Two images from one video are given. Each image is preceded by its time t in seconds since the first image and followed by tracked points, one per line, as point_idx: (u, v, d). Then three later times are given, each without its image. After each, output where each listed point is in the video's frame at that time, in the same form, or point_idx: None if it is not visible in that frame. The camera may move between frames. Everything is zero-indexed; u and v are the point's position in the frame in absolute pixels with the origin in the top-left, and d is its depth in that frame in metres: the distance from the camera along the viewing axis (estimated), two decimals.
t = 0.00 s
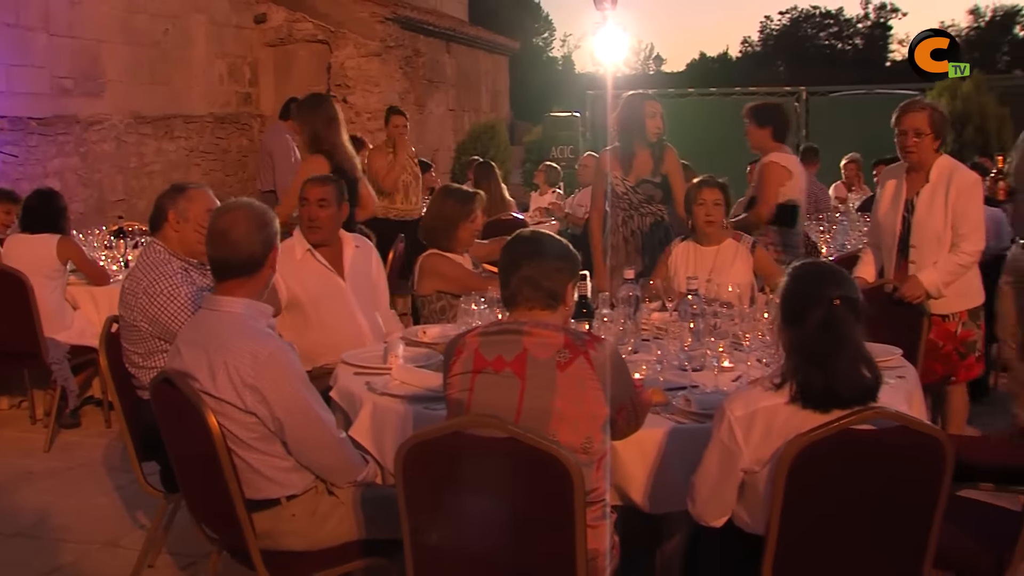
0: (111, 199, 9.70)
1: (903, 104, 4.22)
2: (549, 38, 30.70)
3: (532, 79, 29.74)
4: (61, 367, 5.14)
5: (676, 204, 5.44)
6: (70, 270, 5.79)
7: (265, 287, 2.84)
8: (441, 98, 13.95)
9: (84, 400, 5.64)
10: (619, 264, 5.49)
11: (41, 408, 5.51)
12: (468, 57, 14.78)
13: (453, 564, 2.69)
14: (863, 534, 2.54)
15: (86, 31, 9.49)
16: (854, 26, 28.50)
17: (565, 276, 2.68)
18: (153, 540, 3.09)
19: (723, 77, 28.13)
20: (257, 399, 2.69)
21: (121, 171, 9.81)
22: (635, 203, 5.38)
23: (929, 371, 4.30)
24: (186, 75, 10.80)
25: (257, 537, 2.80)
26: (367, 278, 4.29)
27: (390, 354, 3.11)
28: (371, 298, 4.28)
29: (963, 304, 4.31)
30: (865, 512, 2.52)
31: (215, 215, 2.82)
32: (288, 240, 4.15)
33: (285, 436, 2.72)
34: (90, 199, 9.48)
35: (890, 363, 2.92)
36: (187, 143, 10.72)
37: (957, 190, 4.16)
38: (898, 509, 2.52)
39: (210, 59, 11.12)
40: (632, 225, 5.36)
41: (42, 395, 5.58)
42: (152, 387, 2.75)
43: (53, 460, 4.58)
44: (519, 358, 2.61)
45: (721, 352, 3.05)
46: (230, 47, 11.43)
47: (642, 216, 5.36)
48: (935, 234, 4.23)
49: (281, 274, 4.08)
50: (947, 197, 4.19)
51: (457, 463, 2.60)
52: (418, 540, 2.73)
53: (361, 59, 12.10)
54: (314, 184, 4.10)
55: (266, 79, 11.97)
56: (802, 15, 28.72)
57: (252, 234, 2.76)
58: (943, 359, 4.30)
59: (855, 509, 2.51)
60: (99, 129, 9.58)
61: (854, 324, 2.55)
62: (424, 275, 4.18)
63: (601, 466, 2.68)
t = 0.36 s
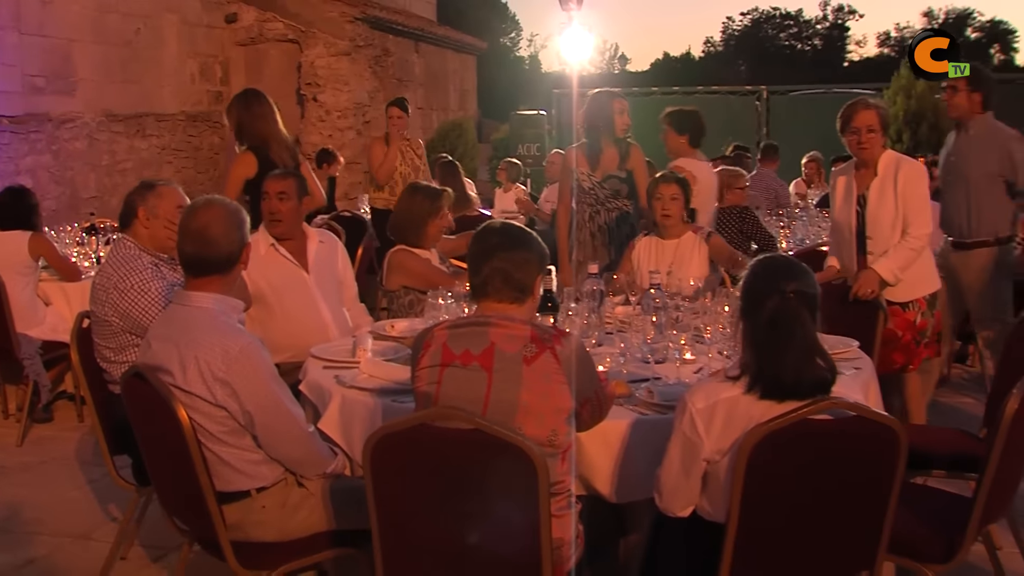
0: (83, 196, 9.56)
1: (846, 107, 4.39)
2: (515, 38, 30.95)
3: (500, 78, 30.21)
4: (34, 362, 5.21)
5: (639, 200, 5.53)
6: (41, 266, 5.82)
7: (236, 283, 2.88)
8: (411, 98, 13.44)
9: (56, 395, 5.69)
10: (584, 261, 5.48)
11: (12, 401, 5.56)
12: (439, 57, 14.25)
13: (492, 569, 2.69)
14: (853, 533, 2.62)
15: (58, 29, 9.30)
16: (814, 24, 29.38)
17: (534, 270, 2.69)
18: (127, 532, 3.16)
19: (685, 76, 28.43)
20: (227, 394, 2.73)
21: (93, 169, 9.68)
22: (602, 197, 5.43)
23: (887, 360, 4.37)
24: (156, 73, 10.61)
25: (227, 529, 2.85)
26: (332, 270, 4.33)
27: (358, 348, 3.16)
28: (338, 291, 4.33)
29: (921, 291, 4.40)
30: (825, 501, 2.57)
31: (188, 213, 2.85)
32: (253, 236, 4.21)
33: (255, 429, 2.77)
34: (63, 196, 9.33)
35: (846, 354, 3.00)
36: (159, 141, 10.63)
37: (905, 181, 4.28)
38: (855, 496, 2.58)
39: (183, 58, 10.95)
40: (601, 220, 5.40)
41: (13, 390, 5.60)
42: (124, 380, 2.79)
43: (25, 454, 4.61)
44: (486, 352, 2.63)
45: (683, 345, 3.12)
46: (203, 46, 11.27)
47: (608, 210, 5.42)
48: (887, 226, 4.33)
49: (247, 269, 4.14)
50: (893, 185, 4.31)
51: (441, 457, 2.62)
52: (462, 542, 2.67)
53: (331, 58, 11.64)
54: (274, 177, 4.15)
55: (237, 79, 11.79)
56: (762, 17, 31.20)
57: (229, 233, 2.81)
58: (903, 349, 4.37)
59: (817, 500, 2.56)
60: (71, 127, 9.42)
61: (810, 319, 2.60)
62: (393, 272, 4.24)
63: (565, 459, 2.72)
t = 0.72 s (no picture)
0: (50, 192, 9.36)
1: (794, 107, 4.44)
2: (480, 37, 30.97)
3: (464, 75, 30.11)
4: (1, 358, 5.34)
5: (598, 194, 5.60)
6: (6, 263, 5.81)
7: (202, 279, 2.91)
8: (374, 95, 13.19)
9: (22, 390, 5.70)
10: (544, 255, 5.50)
11: None
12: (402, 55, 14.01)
13: (455, 557, 2.72)
14: (808, 522, 2.67)
15: (23, 27, 9.15)
16: (769, 26, 28.62)
17: (496, 265, 2.73)
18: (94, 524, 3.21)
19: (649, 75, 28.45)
20: (192, 388, 2.77)
21: (60, 167, 9.48)
22: (564, 191, 5.46)
23: (843, 351, 4.53)
24: (122, 71, 10.49)
25: (193, 521, 2.88)
26: (291, 265, 4.37)
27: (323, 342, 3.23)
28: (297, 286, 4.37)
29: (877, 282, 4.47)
30: (781, 491, 2.61)
31: (155, 209, 2.88)
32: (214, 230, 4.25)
33: (220, 423, 2.80)
34: (29, 193, 9.12)
35: (800, 346, 3.11)
36: (127, 139, 10.51)
37: (856, 177, 4.35)
38: (810, 485, 2.63)
39: (149, 55, 10.87)
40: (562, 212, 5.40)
41: None
42: (89, 375, 2.82)
43: None
44: (447, 346, 2.67)
45: (642, 338, 3.20)
46: (169, 44, 11.20)
47: (570, 204, 5.43)
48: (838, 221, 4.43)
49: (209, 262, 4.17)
50: (845, 179, 4.38)
51: (431, 460, 2.64)
52: (473, 541, 2.71)
53: (297, 56, 11.70)
54: (240, 174, 4.22)
55: (204, 77, 11.70)
56: (721, 16, 28.82)
57: (196, 229, 2.85)
58: (858, 340, 4.53)
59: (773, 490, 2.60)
60: (36, 125, 9.26)
61: (765, 310, 2.65)
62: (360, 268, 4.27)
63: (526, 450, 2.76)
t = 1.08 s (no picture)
0: (17, 191, 9.12)
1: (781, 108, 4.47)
2: (446, 38, 30.83)
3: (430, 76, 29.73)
4: None
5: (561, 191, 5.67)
6: None
7: (168, 277, 2.93)
8: (342, 94, 13.20)
9: None
10: (507, 251, 5.60)
11: None
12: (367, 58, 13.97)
13: (415, 549, 2.76)
14: (765, 512, 2.72)
15: None
16: (728, 28, 28.47)
17: (456, 267, 2.73)
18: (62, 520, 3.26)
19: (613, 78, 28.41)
20: (158, 385, 2.79)
21: (28, 166, 9.28)
22: (528, 187, 5.53)
23: (805, 348, 4.60)
24: (89, 70, 10.33)
25: (160, 516, 2.91)
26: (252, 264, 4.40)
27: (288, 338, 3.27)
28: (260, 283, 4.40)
29: (848, 289, 4.49)
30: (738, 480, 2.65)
31: (121, 209, 2.90)
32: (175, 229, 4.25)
33: (186, 420, 2.84)
34: None
35: (757, 340, 3.19)
36: (94, 139, 10.30)
37: (834, 183, 4.37)
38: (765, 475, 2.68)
39: (116, 55, 10.74)
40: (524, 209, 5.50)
41: None
42: (55, 373, 2.83)
43: None
44: (411, 341, 2.70)
45: (603, 334, 3.27)
46: (136, 44, 11.10)
47: (533, 201, 5.52)
48: (813, 226, 4.46)
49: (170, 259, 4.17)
50: (824, 185, 4.41)
51: (398, 456, 2.67)
52: (433, 532, 2.74)
53: (264, 57, 11.66)
54: (201, 173, 4.30)
55: (172, 77, 11.62)
56: (681, 17, 28.88)
57: (163, 229, 2.88)
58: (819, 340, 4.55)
59: (729, 479, 2.64)
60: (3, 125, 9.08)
61: (723, 304, 2.69)
62: (328, 267, 4.30)
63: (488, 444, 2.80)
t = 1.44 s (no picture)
0: None
1: (767, 106, 4.49)
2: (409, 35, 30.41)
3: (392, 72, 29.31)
4: None
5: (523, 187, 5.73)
6: None
7: (131, 273, 2.95)
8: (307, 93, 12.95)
9: None
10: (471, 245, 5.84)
11: None
12: (333, 55, 13.77)
13: (378, 541, 2.78)
14: (723, 502, 2.77)
15: None
16: (687, 28, 27.94)
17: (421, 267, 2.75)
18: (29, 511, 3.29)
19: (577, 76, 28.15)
20: (124, 379, 2.82)
21: None
22: (489, 183, 5.68)
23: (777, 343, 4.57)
24: (52, 68, 10.03)
25: (126, 510, 2.93)
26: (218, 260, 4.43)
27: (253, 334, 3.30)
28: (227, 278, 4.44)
29: (816, 292, 4.44)
30: (696, 471, 2.69)
31: (79, 207, 2.91)
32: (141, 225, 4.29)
33: (153, 413, 2.86)
34: None
35: (715, 334, 3.26)
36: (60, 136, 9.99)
37: (805, 185, 4.34)
38: (723, 466, 2.72)
39: (83, 54, 10.51)
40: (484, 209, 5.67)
41: None
42: (20, 369, 2.85)
43: None
44: (376, 335, 2.72)
45: (563, 327, 3.34)
46: (102, 43, 10.84)
47: (494, 197, 5.67)
48: (784, 227, 4.44)
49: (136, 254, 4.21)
50: (795, 187, 4.38)
51: (362, 450, 2.69)
52: (395, 523, 2.77)
53: (230, 56, 11.47)
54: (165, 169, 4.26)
55: (138, 77, 11.34)
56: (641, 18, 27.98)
57: (122, 224, 2.89)
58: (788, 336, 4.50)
59: (687, 470, 2.68)
60: None
61: (681, 296, 2.73)
62: (298, 270, 4.33)
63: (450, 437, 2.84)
